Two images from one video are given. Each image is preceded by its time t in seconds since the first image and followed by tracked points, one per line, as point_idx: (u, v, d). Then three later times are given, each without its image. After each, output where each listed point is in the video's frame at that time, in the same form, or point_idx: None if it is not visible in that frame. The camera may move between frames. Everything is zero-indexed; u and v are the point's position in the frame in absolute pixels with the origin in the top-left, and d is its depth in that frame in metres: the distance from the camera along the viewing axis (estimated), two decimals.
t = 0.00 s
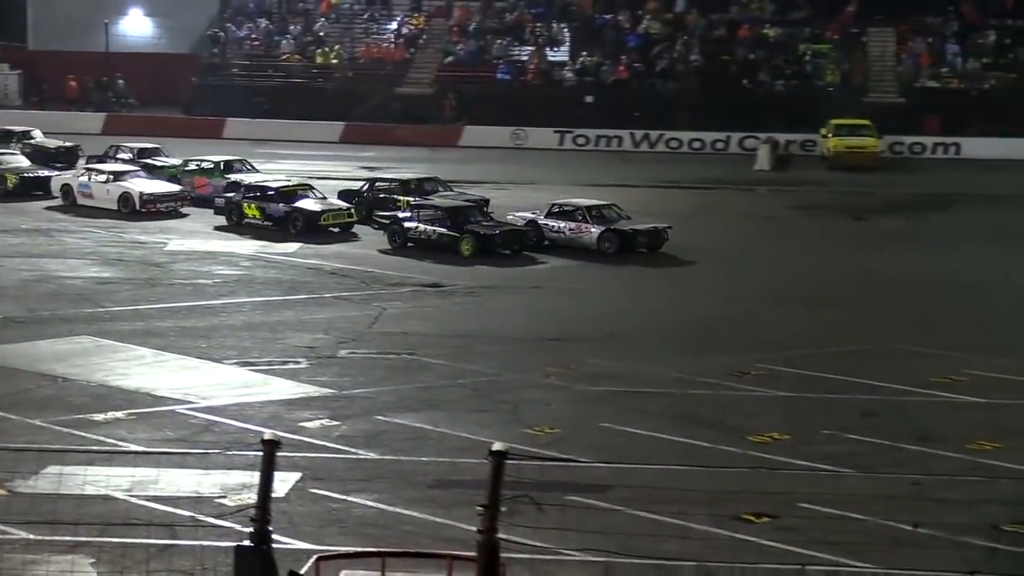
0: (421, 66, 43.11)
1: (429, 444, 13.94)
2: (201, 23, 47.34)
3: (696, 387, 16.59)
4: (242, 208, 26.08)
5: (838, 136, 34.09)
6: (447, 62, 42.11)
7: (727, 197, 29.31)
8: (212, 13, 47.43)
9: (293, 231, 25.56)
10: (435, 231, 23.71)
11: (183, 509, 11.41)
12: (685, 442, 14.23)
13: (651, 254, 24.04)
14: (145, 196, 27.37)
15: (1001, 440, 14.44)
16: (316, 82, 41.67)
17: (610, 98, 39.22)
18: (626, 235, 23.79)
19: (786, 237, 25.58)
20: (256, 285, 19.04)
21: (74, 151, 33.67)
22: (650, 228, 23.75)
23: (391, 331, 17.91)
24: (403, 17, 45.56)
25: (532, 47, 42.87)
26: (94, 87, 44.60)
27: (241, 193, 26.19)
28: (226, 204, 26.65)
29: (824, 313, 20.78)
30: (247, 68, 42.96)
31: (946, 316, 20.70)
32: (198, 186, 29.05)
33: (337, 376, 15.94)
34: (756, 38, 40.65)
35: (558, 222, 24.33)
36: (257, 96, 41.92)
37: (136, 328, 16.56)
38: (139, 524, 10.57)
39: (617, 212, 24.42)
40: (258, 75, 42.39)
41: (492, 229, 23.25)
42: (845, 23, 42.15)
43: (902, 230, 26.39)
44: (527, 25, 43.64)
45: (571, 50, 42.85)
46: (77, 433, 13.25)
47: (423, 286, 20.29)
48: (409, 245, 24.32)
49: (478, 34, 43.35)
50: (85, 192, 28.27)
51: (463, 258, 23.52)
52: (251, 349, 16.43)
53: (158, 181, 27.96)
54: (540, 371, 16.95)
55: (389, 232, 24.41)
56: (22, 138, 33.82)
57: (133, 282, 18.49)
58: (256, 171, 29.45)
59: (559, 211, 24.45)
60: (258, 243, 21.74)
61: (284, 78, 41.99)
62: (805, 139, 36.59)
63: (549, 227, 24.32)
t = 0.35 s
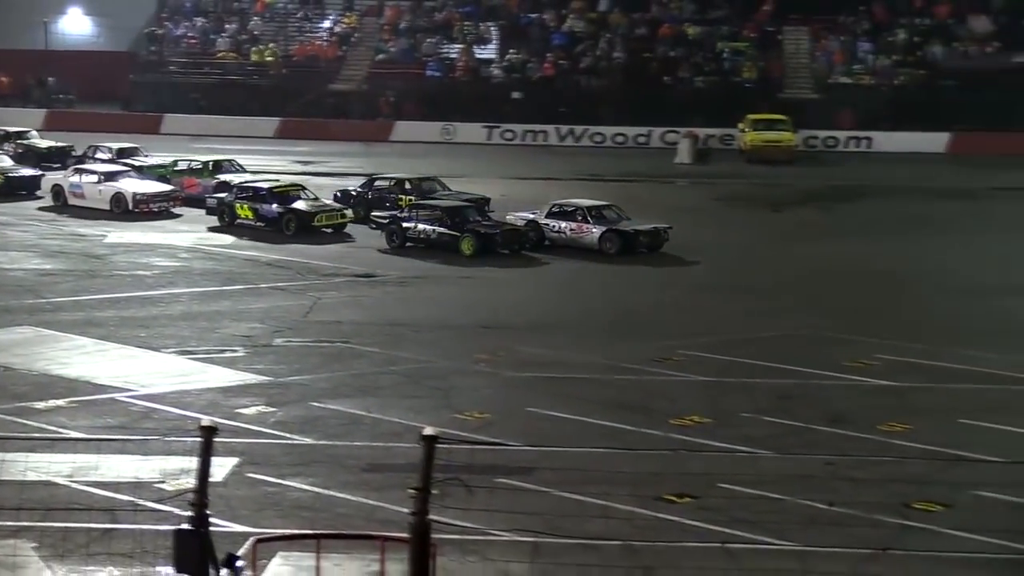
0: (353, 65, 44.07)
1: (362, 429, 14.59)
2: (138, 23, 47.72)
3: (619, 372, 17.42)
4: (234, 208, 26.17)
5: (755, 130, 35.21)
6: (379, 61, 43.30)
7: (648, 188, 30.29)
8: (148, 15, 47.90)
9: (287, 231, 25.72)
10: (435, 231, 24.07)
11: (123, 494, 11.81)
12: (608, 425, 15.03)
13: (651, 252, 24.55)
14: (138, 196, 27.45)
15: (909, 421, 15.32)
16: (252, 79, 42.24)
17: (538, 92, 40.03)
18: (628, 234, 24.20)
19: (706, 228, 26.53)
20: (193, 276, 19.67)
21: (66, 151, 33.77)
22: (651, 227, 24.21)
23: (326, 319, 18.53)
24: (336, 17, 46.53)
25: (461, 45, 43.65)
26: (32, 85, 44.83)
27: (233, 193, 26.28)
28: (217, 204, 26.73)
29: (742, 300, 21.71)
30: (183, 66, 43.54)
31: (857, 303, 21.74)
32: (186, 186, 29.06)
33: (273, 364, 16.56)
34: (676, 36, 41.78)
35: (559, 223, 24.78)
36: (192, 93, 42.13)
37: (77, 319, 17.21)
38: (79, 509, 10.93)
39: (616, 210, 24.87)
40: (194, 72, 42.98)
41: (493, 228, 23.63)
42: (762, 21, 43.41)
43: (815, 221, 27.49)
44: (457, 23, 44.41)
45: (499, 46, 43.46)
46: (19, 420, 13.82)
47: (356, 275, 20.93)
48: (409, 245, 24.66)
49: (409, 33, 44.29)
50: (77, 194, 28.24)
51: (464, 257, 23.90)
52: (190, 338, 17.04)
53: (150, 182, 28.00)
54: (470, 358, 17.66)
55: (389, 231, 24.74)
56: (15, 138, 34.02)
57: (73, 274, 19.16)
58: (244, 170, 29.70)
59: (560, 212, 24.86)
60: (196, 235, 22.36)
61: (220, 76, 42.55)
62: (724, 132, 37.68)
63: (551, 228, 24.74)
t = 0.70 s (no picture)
0: (311, 62, 44.48)
1: (321, 415, 15.23)
2: (101, 23, 48.48)
3: (569, 360, 18.22)
4: (249, 210, 26.21)
5: (699, 126, 36.18)
6: (334, 58, 43.95)
7: (595, 182, 31.16)
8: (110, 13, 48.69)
9: (302, 232, 25.72)
10: (454, 231, 24.40)
11: (88, 478, 12.36)
12: (559, 410, 15.81)
13: (669, 252, 25.09)
14: (150, 197, 27.55)
15: (847, 406, 16.16)
16: (211, 77, 42.83)
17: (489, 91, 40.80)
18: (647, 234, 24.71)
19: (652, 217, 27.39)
20: (156, 269, 20.34)
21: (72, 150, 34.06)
22: (669, 228, 24.76)
23: (285, 309, 19.18)
24: (293, 17, 47.14)
25: (414, 45, 44.56)
26: None
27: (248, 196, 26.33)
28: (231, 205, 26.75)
29: (688, 291, 22.58)
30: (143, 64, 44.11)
31: (797, 293, 22.70)
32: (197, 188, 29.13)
33: (235, 353, 17.17)
34: (622, 36, 42.87)
35: (578, 223, 25.31)
36: (153, 90, 42.71)
37: (43, 310, 17.86)
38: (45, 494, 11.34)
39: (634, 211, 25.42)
40: (155, 70, 43.55)
41: (515, 229, 24.01)
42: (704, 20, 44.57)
43: (756, 213, 28.51)
44: (409, 24, 45.44)
45: (450, 47, 44.46)
46: None
47: (313, 267, 21.59)
48: (427, 245, 24.97)
49: (363, 32, 45.18)
50: (90, 194, 28.27)
51: (484, 257, 24.25)
52: (153, 328, 17.66)
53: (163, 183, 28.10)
54: (425, 347, 18.37)
55: (408, 232, 25.05)
56: (21, 139, 34.17)
57: (39, 266, 19.78)
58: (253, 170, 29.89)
59: (580, 212, 25.38)
60: (157, 229, 22.97)
61: (180, 74, 43.09)
62: (668, 129, 38.74)
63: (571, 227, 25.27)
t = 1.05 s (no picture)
0: (249, 60, 44.78)
1: (261, 403, 15.80)
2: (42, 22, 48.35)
3: (501, 349, 18.96)
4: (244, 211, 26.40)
5: (627, 122, 37.12)
6: (272, 57, 44.33)
7: (528, 176, 31.93)
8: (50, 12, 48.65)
9: (299, 232, 25.93)
10: (455, 233, 24.76)
11: (32, 467, 12.84)
12: (493, 398, 16.52)
13: (669, 251, 25.60)
14: (142, 199, 27.68)
15: (767, 391, 17.04)
16: (151, 76, 43.17)
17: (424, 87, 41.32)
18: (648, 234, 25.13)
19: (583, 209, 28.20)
20: (99, 263, 20.89)
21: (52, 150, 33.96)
22: (670, 228, 25.19)
23: (225, 301, 19.72)
24: (231, 17, 47.38)
25: (349, 44, 45.06)
26: None
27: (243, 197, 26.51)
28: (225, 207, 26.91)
29: (616, 281, 23.43)
30: (85, 62, 44.19)
31: (722, 283, 23.65)
32: (187, 188, 29.27)
33: (176, 344, 17.68)
34: (552, 35, 43.78)
35: (579, 224, 25.65)
36: (95, 88, 42.89)
37: None
38: None
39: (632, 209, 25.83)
40: (96, 69, 43.74)
41: (517, 230, 24.36)
42: (631, 19, 45.47)
43: (686, 207, 29.44)
44: (345, 23, 45.94)
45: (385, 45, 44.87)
46: None
47: (252, 260, 22.13)
48: (429, 245, 25.32)
49: (300, 32, 45.72)
50: (81, 197, 28.42)
51: (488, 258, 24.64)
52: (94, 321, 18.17)
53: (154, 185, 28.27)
54: (362, 337, 18.98)
55: (410, 234, 25.39)
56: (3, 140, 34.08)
57: None
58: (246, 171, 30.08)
59: (579, 212, 25.70)
60: (98, 226, 23.43)
61: (121, 73, 43.39)
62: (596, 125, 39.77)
63: (572, 228, 25.61)
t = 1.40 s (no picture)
0: (187, 58, 44.88)
1: (202, 393, 16.31)
2: None
3: (435, 339, 19.59)
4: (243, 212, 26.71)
5: (557, 117, 37.89)
6: (209, 55, 44.07)
7: (466, 171, 32.54)
8: None
9: (298, 233, 26.30)
10: (458, 232, 25.19)
11: None
12: (429, 387, 17.14)
13: (672, 250, 26.10)
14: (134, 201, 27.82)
15: (693, 378, 17.88)
16: (90, 72, 43.26)
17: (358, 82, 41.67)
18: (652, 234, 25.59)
19: (523, 205, 28.87)
20: (43, 257, 21.37)
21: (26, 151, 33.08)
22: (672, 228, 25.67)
23: (165, 293, 20.19)
24: (170, 15, 47.38)
25: (286, 41, 45.19)
26: None
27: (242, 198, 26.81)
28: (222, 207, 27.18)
29: (554, 273, 24.12)
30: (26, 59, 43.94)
31: (654, 275, 24.41)
32: (180, 188, 29.50)
33: (116, 335, 18.13)
34: (483, 33, 44.31)
35: (582, 223, 26.03)
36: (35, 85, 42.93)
37: None
38: None
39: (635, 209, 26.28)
40: (36, 65, 43.64)
41: (523, 230, 24.80)
42: (560, 18, 45.83)
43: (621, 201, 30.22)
44: (282, 22, 45.98)
45: (321, 41, 45.13)
46: None
47: (192, 253, 22.58)
48: (432, 245, 25.76)
49: (237, 29, 45.56)
50: (73, 198, 28.45)
51: (493, 257, 25.11)
52: (34, 314, 18.62)
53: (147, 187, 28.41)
54: (298, 328, 19.53)
55: (413, 234, 25.80)
56: None
57: None
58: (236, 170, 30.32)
59: (582, 212, 26.09)
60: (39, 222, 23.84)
61: (62, 69, 43.42)
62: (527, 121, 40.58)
63: (577, 228, 26.01)
